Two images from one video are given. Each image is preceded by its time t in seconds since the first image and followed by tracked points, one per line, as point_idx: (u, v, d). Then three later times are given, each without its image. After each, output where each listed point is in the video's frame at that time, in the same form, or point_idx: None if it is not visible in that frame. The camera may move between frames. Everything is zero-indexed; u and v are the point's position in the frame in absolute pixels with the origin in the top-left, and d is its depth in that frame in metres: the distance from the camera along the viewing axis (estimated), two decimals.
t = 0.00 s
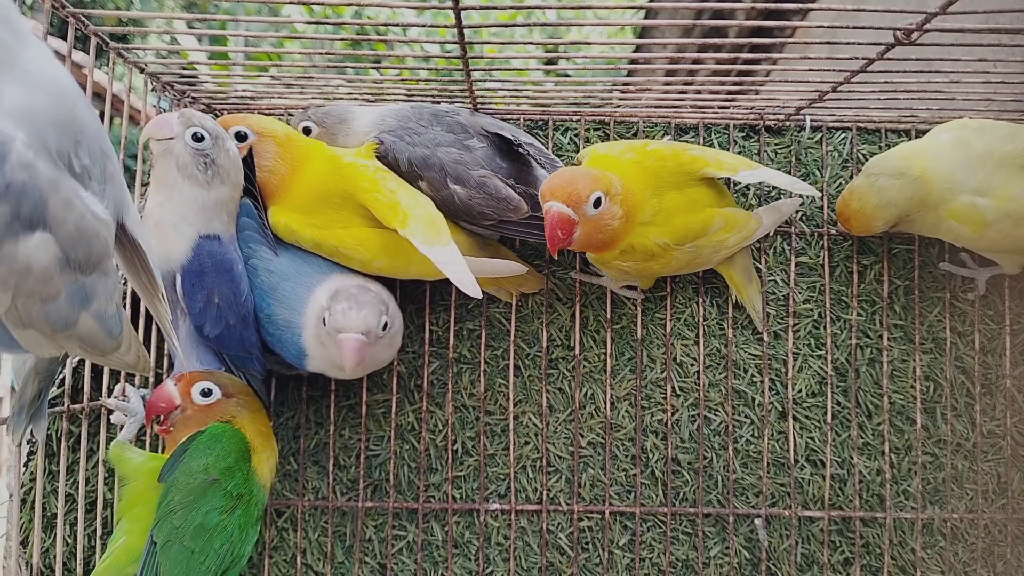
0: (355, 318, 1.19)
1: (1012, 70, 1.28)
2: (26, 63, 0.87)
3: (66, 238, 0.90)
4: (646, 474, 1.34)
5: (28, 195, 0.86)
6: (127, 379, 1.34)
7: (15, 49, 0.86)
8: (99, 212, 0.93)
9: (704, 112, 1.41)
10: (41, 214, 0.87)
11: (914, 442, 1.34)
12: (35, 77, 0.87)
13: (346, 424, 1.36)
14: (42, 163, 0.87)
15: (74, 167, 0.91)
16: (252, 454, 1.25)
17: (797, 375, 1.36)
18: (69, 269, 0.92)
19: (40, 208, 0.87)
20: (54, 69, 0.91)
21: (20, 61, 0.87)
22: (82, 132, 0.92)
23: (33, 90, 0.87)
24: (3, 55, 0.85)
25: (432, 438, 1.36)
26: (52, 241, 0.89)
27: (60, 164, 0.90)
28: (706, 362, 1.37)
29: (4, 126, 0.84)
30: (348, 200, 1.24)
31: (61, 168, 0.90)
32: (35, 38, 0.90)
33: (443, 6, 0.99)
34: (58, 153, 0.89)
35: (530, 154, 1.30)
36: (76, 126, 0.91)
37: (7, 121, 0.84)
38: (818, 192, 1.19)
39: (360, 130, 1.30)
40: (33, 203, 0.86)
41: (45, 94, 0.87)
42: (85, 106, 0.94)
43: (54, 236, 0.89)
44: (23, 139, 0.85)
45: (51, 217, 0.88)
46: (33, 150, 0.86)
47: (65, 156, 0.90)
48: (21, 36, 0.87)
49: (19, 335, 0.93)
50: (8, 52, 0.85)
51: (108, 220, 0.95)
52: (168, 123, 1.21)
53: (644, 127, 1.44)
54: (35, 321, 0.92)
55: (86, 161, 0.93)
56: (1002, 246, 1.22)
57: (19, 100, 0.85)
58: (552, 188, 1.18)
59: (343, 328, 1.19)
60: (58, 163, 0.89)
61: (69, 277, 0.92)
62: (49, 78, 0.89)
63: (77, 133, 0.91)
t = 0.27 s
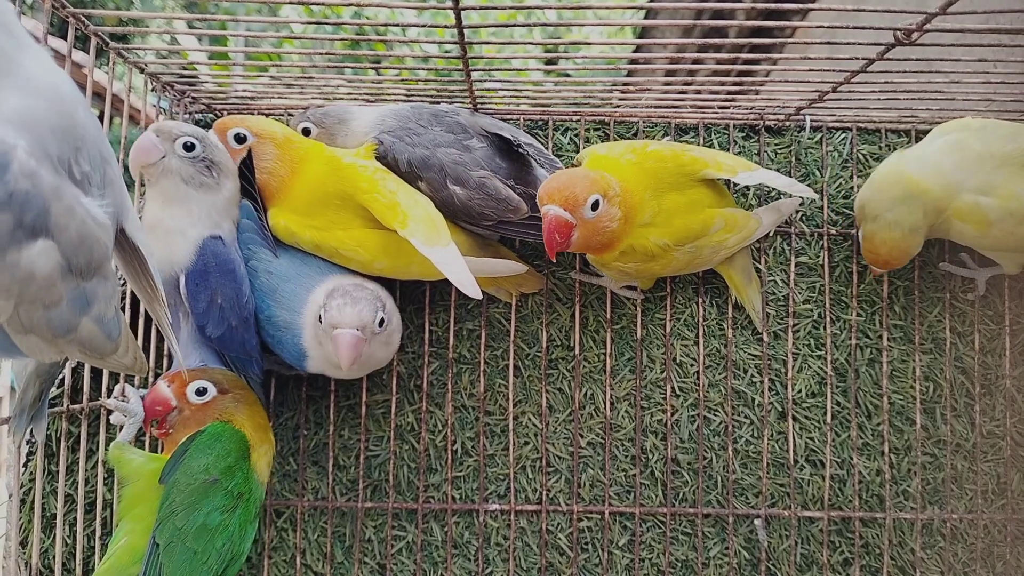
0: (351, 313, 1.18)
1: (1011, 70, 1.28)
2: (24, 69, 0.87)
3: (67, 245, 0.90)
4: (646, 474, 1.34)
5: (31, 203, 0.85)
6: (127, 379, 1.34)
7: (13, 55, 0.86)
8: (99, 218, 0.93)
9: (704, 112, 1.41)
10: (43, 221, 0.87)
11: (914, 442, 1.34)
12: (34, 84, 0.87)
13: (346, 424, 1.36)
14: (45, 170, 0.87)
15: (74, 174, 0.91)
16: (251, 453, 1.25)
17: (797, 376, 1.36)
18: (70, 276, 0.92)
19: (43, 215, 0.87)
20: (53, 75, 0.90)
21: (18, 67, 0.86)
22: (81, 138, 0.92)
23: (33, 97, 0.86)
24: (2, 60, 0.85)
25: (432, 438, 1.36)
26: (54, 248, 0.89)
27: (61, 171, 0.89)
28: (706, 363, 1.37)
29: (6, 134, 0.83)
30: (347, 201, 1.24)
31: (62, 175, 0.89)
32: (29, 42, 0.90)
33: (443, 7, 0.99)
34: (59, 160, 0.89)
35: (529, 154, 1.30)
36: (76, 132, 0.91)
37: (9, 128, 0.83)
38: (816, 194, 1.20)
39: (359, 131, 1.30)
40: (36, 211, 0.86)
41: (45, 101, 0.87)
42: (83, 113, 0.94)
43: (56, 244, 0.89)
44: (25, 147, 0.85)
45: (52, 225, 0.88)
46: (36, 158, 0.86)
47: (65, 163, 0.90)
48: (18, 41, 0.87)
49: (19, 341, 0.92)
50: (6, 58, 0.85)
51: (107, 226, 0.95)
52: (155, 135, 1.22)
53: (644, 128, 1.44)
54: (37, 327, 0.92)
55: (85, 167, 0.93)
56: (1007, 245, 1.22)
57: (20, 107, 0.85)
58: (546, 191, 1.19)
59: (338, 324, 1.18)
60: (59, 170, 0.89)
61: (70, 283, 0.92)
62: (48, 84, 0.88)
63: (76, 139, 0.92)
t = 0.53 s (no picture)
0: (351, 318, 1.18)
1: (1013, 70, 1.28)
2: (25, 69, 0.87)
3: (67, 246, 0.89)
4: (647, 474, 1.34)
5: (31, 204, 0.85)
6: (128, 379, 1.34)
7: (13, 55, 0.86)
8: (100, 218, 0.93)
9: (705, 112, 1.41)
10: (43, 222, 0.87)
11: (915, 442, 1.34)
12: (34, 84, 0.87)
13: (347, 424, 1.36)
14: (45, 171, 0.87)
15: (75, 174, 0.91)
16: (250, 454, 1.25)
17: (799, 376, 1.36)
18: (71, 277, 0.91)
19: (42, 217, 0.87)
20: (54, 74, 0.90)
21: (18, 67, 0.86)
22: (82, 138, 0.92)
23: (33, 97, 0.86)
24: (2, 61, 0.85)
25: (433, 438, 1.36)
26: (55, 249, 0.89)
27: (61, 171, 0.89)
28: (708, 363, 1.36)
29: (6, 136, 0.83)
30: (348, 202, 1.24)
31: (63, 176, 0.89)
32: (30, 41, 0.90)
33: (444, 7, 0.99)
34: (59, 161, 0.89)
35: (530, 154, 1.30)
36: (77, 132, 0.91)
37: (9, 129, 0.83)
38: (816, 192, 1.20)
39: (359, 131, 1.30)
40: (35, 211, 0.86)
41: (45, 101, 0.87)
42: (84, 112, 0.94)
43: (57, 244, 0.89)
44: (25, 148, 0.85)
45: (53, 225, 0.88)
46: (36, 159, 0.86)
47: (65, 163, 0.90)
48: (18, 42, 0.87)
49: (21, 341, 0.93)
50: (5, 59, 0.85)
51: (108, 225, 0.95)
52: (148, 143, 1.22)
53: (645, 128, 1.44)
54: (39, 327, 0.92)
55: (86, 167, 0.93)
56: (1010, 243, 1.22)
57: (20, 108, 0.85)
58: (546, 196, 1.18)
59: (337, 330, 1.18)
60: (59, 171, 0.89)
61: (71, 284, 0.92)
62: (48, 84, 0.88)
63: (77, 139, 0.91)
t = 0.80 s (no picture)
0: (332, 332, 1.18)
1: (1013, 70, 1.28)
2: (26, 70, 0.87)
3: (68, 247, 0.90)
4: (647, 474, 1.34)
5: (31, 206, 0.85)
6: (128, 379, 1.34)
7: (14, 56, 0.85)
8: (100, 220, 0.93)
9: (705, 112, 1.41)
10: (43, 224, 0.87)
11: (915, 442, 1.34)
12: (35, 85, 0.87)
13: (347, 424, 1.36)
14: (45, 172, 0.87)
15: (75, 175, 0.91)
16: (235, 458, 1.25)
17: (799, 376, 1.36)
18: (71, 278, 0.91)
19: (43, 218, 0.87)
20: (54, 75, 0.90)
21: (19, 68, 0.86)
22: (82, 139, 0.92)
23: (34, 98, 0.86)
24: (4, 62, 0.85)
25: (433, 438, 1.36)
26: (55, 250, 0.88)
27: (61, 172, 0.89)
28: (708, 363, 1.36)
29: (6, 138, 0.83)
30: (348, 202, 1.24)
31: (63, 177, 0.89)
32: (31, 42, 0.90)
33: (445, 6, 0.99)
34: (59, 162, 0.89)
35: (530, 153, 1.30)
36: (77, 133, 0.91)
37: (8, 131, 0.83)
38: (816, 192, 1.20)
39: (359, 131, 1.29)
40: (36, 213, 0.86)
41: (47, 103, 0.87)
42: (84, 113, 0.93)
43: (57, 246, 0.89)
44: (25, 149, 0.85)
45: (53, 227, 0.88)
46: (36, 161, 0.86)
47: (65, 164, 0.90)
48: (20, 42, 0.87)
49: (21, 343, 0.92)
50: (7, 60, 0.85)
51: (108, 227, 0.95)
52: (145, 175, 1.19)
53: (645, 128, 1.44)
54: (38, 329, 0.92)
55: (86, 168, 0.93)
56: (1011, 240, 1.22)
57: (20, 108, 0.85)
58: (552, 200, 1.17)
59: (320, 342, 1.18)
60: (59, 172, 0.89)
61: (71, 285, 0.92)
62: (50, 85, 0.88)
63: (77, 140, 0.91)
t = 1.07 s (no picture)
0: (338, 332, 1.19)
1: (1015, 70, 1.28)
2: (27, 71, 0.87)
3: (70, 245, 0.89)
4: (648, 474, 1.34)
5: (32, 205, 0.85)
6: (130, 380, 1.34)
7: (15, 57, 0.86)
8: (103, 219, 0.92)
9: (706, 112, 1.41)
10: (44, 222, 0.87)
11: (917, 442, 1.33)
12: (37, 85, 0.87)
13: (348, 424, 1.36)
14: (46, 171, 0.87)
15: (75, 174, 0.91)
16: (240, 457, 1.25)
17: (800, 376, 1.35)
18: (72, 278, 0.91)
19: (45, 217, 0.87)
20: (54, 76, 0.90)
21: (20, 69, 0.87)
22: (83, 138, 0.92)
23: (34, 98, 0.87)
24: (8, 63, 0.86)
25: (435, 438, 1.36)
26: (57, 249, 0.88)
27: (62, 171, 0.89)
28: (709, 363, 1.36)
29: (7, 136, 0.84)
30: (349, 202, 1.24)
31: (64, 175, 0.89)
32: (32, 44, 0.91)
33: (446, 6, 0.99)
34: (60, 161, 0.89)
35: (532, 154, 1.30)
36: (78, 133, 0.91)
37: (9, 131, 0.84)
38: (816, 194, 1.20)
39: (361, 131, 1.29)
40: (37, 212, 0.86)
41: (47, 103, 0.88)
42: (85, 113, 0.93)
43: (58, 245, 0.88)
44: (26, 148, 0.85)
45: (54, 226, 0.88)
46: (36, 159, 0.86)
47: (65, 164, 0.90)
48: (20, 44, 0.88)
49: (22, 342, 0.93)
50: (8, 61, 0.86)
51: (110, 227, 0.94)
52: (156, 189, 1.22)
53: (647, 128, 1.44)
54: (40, 328, 0.92)
55: (87, 167, 0.93)
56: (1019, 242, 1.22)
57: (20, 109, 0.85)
58: (536, 217, 1.18)
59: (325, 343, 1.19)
60: (60, 171, 0.89)
61: (73, 284, 0.92)
62: (50, 86, 0.89)
63: (78, 139, 0.91)
